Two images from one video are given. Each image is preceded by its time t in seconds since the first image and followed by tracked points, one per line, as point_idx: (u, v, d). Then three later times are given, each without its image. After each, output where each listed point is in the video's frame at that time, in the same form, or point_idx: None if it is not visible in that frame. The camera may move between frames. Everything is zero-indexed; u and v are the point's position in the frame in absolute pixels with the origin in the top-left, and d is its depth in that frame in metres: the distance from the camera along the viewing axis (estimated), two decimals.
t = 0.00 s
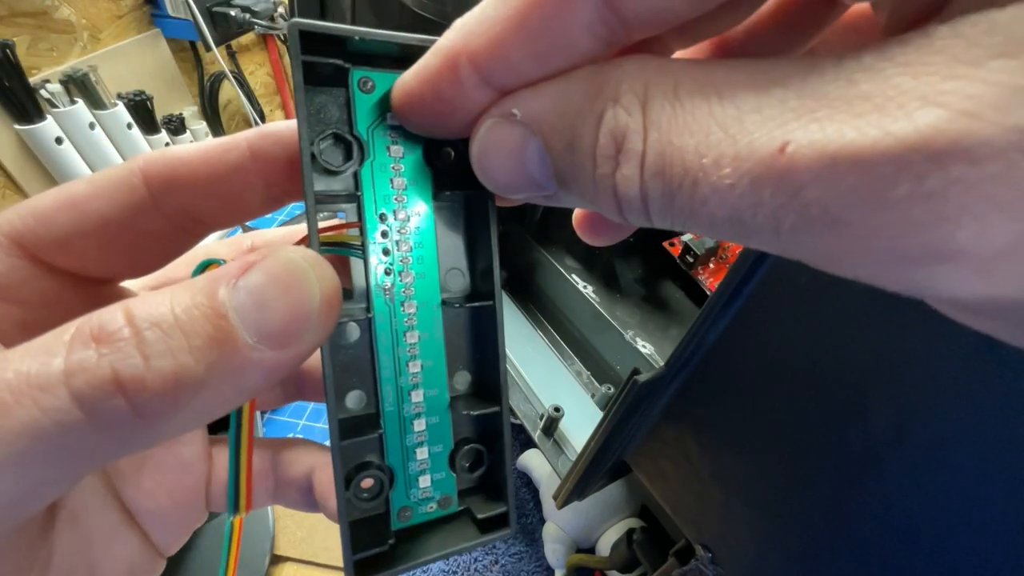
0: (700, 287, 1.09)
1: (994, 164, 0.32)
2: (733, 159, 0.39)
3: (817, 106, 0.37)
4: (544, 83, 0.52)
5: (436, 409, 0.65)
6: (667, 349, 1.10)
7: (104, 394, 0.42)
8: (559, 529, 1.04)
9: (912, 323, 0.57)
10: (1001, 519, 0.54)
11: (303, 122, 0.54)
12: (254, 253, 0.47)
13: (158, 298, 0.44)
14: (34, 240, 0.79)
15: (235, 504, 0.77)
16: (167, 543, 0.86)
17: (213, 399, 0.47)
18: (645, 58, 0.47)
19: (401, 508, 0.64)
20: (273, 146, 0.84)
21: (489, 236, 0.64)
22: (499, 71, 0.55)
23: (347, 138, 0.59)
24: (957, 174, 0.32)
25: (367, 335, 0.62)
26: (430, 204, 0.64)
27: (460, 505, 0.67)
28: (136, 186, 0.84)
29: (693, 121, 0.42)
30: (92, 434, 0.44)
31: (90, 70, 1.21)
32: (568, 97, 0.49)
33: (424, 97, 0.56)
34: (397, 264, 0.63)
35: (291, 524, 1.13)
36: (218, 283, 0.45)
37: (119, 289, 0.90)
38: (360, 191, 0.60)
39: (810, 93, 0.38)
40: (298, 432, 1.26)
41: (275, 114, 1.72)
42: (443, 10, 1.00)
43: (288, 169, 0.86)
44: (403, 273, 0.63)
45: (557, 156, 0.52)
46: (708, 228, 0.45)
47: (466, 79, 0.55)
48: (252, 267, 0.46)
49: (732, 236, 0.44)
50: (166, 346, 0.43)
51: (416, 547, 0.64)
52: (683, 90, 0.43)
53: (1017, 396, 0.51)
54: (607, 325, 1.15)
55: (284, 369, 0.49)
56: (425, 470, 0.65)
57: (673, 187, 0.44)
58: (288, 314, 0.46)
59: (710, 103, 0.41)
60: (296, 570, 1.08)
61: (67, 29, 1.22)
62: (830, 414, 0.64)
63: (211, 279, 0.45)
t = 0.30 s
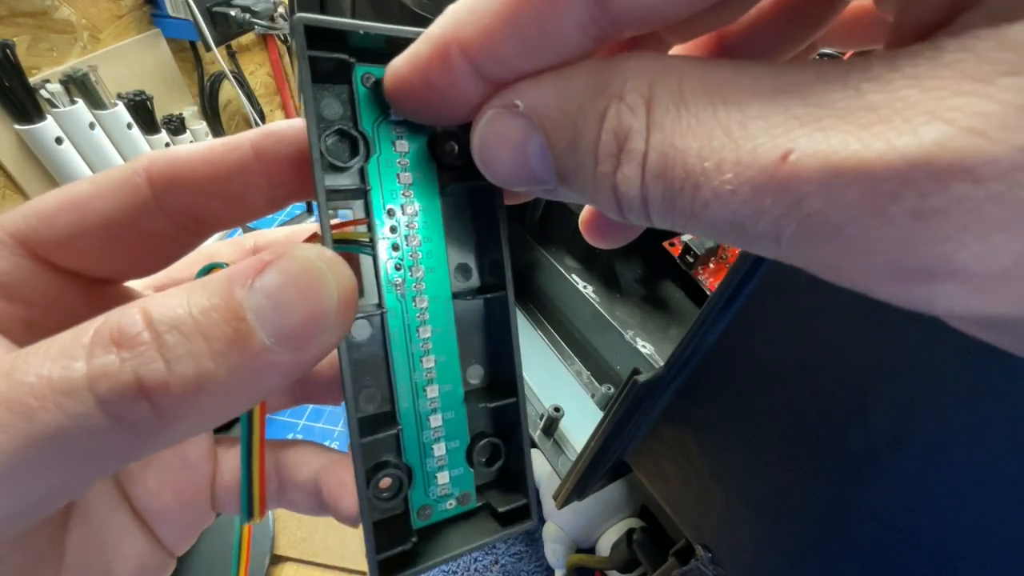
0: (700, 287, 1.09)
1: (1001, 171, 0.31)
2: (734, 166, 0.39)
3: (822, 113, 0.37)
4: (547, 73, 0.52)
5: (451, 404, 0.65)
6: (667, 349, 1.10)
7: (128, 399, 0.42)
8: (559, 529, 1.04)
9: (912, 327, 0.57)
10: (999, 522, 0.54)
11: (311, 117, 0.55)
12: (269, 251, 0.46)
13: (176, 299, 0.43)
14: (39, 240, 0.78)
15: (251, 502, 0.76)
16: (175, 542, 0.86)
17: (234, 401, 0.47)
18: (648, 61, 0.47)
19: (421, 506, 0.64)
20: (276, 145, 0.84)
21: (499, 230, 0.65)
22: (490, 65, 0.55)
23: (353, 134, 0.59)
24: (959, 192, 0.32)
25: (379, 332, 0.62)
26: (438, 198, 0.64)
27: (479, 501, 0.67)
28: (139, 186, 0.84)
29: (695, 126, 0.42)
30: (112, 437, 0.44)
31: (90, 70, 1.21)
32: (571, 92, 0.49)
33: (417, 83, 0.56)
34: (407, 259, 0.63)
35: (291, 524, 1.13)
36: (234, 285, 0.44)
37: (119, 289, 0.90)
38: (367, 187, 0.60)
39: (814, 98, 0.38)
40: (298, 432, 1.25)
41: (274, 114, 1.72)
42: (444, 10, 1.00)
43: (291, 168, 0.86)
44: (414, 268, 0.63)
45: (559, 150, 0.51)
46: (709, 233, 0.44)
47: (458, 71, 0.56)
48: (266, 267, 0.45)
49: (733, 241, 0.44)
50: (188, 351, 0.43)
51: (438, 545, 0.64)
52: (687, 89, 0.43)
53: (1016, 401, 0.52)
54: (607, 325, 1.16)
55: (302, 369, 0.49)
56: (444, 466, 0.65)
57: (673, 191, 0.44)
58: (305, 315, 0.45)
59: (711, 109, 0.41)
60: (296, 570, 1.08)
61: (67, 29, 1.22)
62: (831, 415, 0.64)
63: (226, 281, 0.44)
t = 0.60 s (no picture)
0: (700, 287, 1.10)
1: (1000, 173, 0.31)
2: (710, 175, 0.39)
3: (821, 114, 0.37)
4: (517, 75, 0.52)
5: (474, 405, 0.64)
6: (667, 349, 1.09)
7: (159, 403, 0.42)
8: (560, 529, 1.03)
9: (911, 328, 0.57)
10: (1000, 521, 0.54)
11: (329, 112, 0.54)
12: (299, 249, 0.44)
13: (204, 300, 0.42)
14: (41, 242, 0.79)
15: (264, 512, 0.82)
16: (188, 548, 0.86)
17: (261, 404, 0.46)
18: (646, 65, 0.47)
19: (449, 516, 0.62)
20: (285, 149, 0.84)
21: (512, 227, 0.64)
22: (479, 35, 0.57)
23: (366, 133, 0.58)
24: (912, 215, 0.33)
25: (399, 334, 0.60)
26: (451, 197, 0.64)
27: (505, 508, 0.66)
28: (145, 187, 0.84)
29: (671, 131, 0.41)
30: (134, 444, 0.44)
31: (90, 70, 1.21)
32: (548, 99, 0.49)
33: (415, 70, 0.56)
34: (424, 258, 0.62)
35: (291, 525, 1.13)
36: (262, 284, 0.43)
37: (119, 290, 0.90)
38: (384, 185, 0.59)
39: (814, 101, 0.38)
40: (298, 432, 1.25)
41: (274, 114, 1.72)
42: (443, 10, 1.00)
43: (299, 174, 0.86)
44: (431, 267, 0.62)
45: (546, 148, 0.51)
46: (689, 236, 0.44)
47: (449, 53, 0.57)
48: (294, 267, 0.43)
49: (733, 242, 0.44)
50: (219, 355, 0.42)
51: (469, 556, 0.62)
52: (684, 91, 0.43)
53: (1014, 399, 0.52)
54: (608, 326, 1.16)
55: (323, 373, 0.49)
56: (469, 472, 0.63)
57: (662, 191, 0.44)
58: (337, 317, 0.44)
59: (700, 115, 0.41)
60: (296, 570, 1.08)
61: (67, 29, 1.22)
62: (829, 415, 0.65)
63: (256, 281, 0.43)
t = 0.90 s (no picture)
0: (700, 286, 1.11)
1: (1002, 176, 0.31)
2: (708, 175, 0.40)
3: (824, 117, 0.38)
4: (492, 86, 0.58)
5: (498, 415, 0.64)
6: (667, 349, 1.10)
7: (184, 412, 0.42)
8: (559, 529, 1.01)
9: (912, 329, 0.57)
10: (1002, 522, 0.54)
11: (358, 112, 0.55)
12: (327, 254, 0.45)
13: (230, 307, 0.43)
14: (51, 242, 0.79)
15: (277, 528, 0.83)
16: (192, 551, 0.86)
17: (286, 413, 0.46)
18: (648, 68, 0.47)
19: (475, 531, 0.61)
20: (306, 150, 0.85)
21: (534, 235, 0.65)
22: None
23: (391, 137, 0.60)
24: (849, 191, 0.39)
25: (422, 340, 0.61)
26: (474, 201, 0.65)
27: (530, 523, 0.65)
28: (163, 190, 0.84)
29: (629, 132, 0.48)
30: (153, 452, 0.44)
31: (89, 69, 1.21)
32: (525, 106, 0.56)
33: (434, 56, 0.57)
34: (449, 265, 0.62)
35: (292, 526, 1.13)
36: (290, 288, 0.43)
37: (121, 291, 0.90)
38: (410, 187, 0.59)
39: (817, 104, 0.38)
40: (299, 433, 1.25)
41: (274, 114, 1.72)
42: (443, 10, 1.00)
43: (322, 176, 0.87)
44: (456, 274, 0.62)
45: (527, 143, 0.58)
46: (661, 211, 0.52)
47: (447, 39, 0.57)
48: (323, 270, 0.44)
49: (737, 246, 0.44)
50: (245, 363, 0.42)
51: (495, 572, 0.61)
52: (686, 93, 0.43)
53: (1013, 400, 0.52)
54: (608, 326, 1.16)
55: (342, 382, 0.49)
56: (495, 486, 0.63)
57: (642, 180, 0.50)
58: (364, 322, 0.44)
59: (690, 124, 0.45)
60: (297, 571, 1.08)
61: (67, 29, 1.22)
62: (829, 414, 0.65)
63: (286, 284, 0.43)
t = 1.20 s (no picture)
0: (700, 286, 1.11)
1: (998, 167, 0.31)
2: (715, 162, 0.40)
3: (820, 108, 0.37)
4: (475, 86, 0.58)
5: (490, 407, 0.64)
6: (667, 350, 1.09)
7: (174, 394, 0.42)
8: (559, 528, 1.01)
9: (911, 325, 0.57)
10: (1004, 523, 0.54)
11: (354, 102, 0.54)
12: (320, 239, 0.45)
13: (221, 289, 0.43)
14: (49, 233, 0.79)
15: (269, 519, 0.82)
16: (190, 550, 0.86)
17: (278, 397, 0.46)
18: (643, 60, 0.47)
19: (466, 522, 0.61)
20: (303, 143, 0.84)
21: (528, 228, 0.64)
22: None
23: (386, 126, 0.59)
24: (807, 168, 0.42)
25: (415, 330, 0.61)
26: (468, 193, 0.65)
27: (522, 516, 0.65)
28: (157, 180, 0.83)
29: (604, 127, 0.49)
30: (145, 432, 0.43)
31: (90, 70, 1.21)
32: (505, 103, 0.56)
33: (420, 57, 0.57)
34: (442, 256, 0.62)
35: (291, 525, 1.12)
36: (281, 273, 0.43)
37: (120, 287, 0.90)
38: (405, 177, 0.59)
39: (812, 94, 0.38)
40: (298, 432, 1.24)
41: (274, 114, 1.72)
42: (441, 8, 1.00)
43: (319, 169, 0.86)
44: (450, 265, 0.61)
45: (514, 140, 0.58)
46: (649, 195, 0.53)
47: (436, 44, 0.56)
48: (316, 255, 0.44)
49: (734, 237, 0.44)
50: (236, 344, 0.42)
51: (486, 564, 0.61)
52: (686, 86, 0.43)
53: (1013, 398, 0.51)
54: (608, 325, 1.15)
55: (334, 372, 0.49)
56: (486, 477, 0.63)
57: (622, 171, 0.51)
58: (357, 308, 0.44)
59: (684, 115, 0.45)
60: (296, 570, 1.07)
61: (67, 29, 1.22)
62: (830, 415, 0.65)
63: (278, 268, 0.43)
